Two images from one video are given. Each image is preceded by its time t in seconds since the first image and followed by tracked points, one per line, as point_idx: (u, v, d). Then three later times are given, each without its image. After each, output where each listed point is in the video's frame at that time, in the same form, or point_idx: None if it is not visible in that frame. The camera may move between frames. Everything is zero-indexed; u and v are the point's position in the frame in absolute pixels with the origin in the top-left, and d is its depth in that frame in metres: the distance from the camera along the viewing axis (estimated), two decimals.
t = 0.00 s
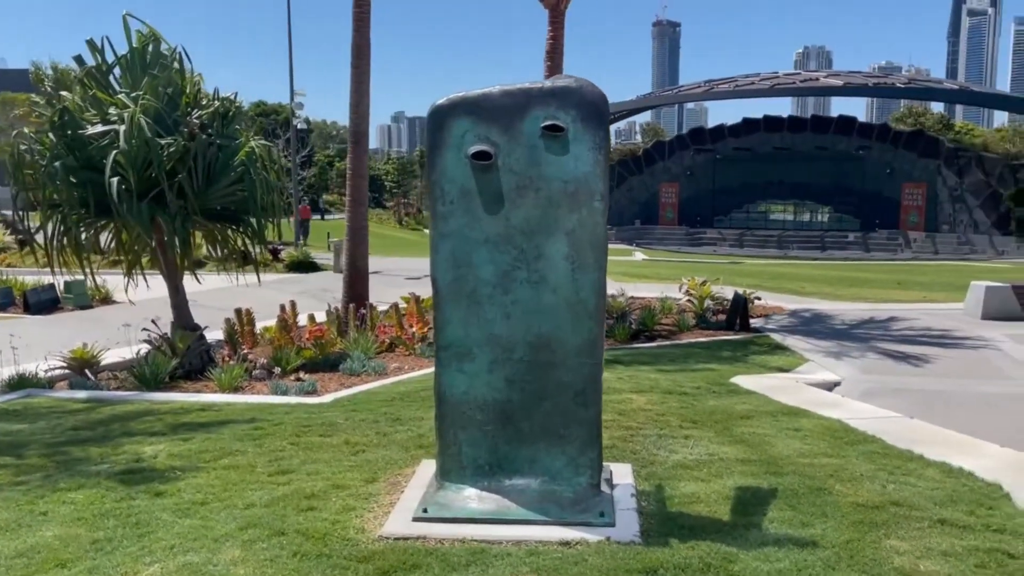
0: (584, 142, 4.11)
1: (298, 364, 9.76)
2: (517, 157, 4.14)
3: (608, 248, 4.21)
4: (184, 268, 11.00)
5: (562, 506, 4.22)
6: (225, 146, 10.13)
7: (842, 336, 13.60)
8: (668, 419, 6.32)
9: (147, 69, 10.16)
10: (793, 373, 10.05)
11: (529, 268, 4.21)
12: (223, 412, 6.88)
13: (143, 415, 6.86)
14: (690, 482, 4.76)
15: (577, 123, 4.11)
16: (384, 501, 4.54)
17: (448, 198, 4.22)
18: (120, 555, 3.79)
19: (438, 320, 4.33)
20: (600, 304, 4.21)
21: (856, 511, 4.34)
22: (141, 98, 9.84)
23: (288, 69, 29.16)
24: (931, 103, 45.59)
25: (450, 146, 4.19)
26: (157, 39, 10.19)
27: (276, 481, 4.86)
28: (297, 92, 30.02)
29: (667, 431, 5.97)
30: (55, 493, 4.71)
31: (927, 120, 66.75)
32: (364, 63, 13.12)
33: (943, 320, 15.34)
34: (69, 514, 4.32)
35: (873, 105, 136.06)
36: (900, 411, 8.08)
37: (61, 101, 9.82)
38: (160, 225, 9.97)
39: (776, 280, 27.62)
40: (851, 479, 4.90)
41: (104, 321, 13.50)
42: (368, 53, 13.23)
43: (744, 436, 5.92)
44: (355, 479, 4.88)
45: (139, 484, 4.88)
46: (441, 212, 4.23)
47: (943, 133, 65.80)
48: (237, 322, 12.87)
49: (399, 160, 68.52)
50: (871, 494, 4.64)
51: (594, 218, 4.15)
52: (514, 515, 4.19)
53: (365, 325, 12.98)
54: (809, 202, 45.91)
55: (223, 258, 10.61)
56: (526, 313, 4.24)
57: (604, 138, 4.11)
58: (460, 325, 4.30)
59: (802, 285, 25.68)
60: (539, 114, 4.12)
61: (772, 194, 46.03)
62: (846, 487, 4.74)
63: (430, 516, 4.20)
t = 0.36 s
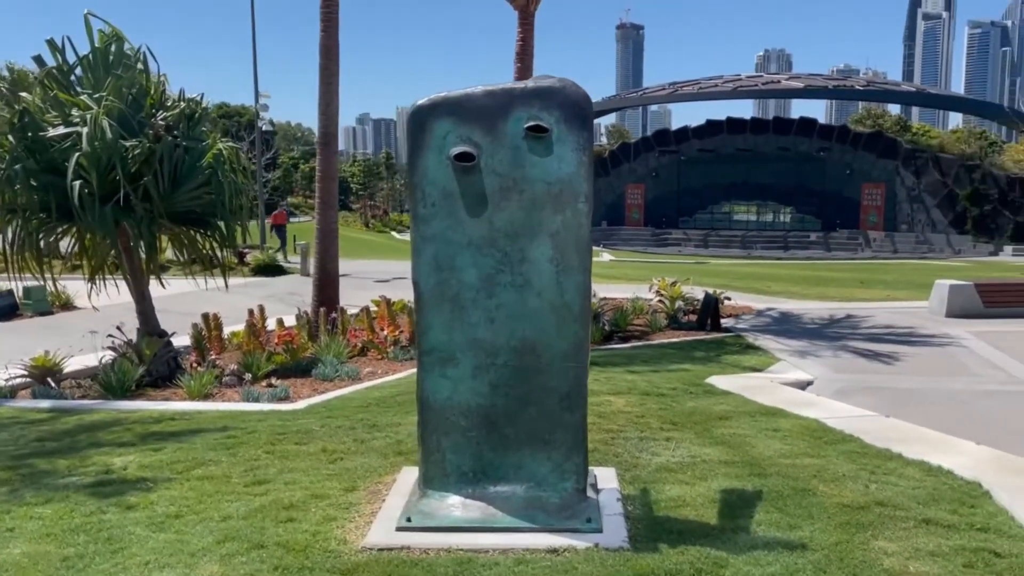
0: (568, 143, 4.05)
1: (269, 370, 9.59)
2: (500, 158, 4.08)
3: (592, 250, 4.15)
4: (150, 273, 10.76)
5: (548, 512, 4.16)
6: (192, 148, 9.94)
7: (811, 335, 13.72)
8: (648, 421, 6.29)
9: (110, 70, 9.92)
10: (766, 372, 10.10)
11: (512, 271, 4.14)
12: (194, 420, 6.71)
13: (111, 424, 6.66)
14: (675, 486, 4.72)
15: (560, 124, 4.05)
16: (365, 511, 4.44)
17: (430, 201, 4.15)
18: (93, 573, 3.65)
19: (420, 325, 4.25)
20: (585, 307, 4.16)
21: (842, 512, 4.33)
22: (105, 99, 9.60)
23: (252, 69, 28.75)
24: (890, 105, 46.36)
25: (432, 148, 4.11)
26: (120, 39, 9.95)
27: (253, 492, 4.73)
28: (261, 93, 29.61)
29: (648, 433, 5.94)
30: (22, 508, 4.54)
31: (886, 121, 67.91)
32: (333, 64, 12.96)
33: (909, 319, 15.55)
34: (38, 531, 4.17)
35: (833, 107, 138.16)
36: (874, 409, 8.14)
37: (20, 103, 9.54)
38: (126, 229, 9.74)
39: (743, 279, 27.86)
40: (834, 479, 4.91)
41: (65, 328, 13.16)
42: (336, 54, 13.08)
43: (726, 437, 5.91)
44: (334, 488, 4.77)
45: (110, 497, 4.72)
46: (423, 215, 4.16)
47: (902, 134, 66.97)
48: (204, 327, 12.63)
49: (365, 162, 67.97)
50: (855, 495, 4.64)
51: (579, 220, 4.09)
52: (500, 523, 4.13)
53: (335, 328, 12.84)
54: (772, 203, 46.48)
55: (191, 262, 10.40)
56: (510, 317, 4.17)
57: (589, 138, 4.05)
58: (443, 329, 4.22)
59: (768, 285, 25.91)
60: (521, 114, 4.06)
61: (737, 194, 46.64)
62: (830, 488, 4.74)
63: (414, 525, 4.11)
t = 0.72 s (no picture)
0: (553, 144, 4.05)
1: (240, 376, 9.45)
2: (484, 160, 4.07)
3: (576, 252, 4.15)
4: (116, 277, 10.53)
5: (534, 516, 4.14)
6: (159, 150, 9.76)
7: (780, 335, 13.87)
8: (628, 423, 6.31)
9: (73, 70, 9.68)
10: (739, 373, 10.17)
11: (497, 273, 4.13)
12: (167, 426, 6.57)
13: (80, 432, 6.49)
14: (659, 487, 4.72)
15: (545, 124, 4.05)
16: (348, 517, 4.38)
17: (413, 203, 4.12)
18: None
19: (404, 328, 4.21)
20: (569, 309, 4.16)
21: (825, 511, 4.35)
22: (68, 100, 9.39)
23: (215, 70, 28.38)
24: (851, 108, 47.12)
25: (415, 149, 4.08)
26: (84, 38, 9.74)
27: (231, 500, 4.63)
28: (224, 94, 29.24)
29: (629, 435, 5.95)
30: None
31: (846, 124, 69.06)
32: (302, 64, 12.84)
33: (875, 318, 15.78)
34: (9, 543, 4.04)
35: (794, 110, 140.10)
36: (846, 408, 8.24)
37: None
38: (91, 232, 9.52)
39: (709, 280, 28.10)
40: (815, 478, 4.94)
41: (26, 333, 12.85)
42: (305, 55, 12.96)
43: (705, 438, 5.93)
44: (315, 495, 4.70)
45: (82, 506, 4.60)
46: (406, 216, 4.12)
47: (861, 137, 68.12)
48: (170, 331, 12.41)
49: (329, 164, 67.39)
50: (836, 493, 4.66)
51: (564, 221, 4.09)
52: (486, 526, 4.10)
53: (305, 333, 12.72)
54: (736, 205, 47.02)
55: (158, 266, 10.21)
56: (494, 320, 4.16)
57: (573, 140, 4.06)
58: (427, 332, 4.19)
59: (734, 285, 26.17)
60: (506, 115, 4.05)
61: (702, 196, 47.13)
62: (812, 486, 4.76)
63: (399, 531, 4.06)
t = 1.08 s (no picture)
0: (548, 144, 4.13)
1: (220, 377, 9.40)
2: (482, 160, 4.13)
3: (571, 251, 4.23)
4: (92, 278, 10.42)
5: (530, 511, 4.20)
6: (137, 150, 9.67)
7: (756, 333, 14.06)
8: (615, 420, 6.40)
9: (50, 70, 9.58)
10: (718, 370, 10.31)
11: (494, 272, 4.20)
12: (152, 428, 6.53)
13: (64, 434, 6.44)
14: (651, 482, 4.80)
15: (541, 126, 4.13)
16: (344, 515, 4.41)
17: (410, 202, 4.16)
18: None
19: (401, 327, 4.26)
20: (565, 307, 4.24)
21: (815, 503, 4.43)
22: (44, 99, 9.27)
23: (186, 69, 28.09)
24: (818, 109, 47.77)
25: (412, 148, 4.13)
26: (60, 36, 9.62)
27: (224, 500, 4.62)
28: (195, 93, 28.95)
29: (617, 432, 6.04)
30: None
31: (813, 126, 69.97)
32: (280, 64, 12.78)
33: (847, 316, 16.04)
34: (4, 545, 4.01)
35: (760, 112, 141.62)
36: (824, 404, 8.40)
37: None
38: (68, 232, 9.41)
39: (682, 279, 28.34)
40: (801, 472, 5.04)
41: None
42: (283, 54, 12.91)
43: (692, 434, 6.03)
44: (310, 494, 4.71)
45: (74, 507, 4.56)
46: (403, 216, 4.17)
47: (827, 139, 69.04)
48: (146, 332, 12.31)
49: (300, 164, 66.90)
50: (823, 486, 4.76)
51: (559, 220, 4.18)
52: (483, 522, 4.15)
53: (283, 334, 12.67)
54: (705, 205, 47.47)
55: (136, 267, 10.12)
56: (491, 319, 4.22)
57: (569, 141, 4.14)
58: (424, 331, 4.24)
59: (707, 285, 26.43)
60: (503, 116, 4.12)
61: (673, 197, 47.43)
62: (799, 480, 4.86)
63: (398, 528, 4.10)
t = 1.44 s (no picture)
0: (548, 149, 4.22)
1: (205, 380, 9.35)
2: (482, 164, 4.21)
3: (570, 254, 4.32)
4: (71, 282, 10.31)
5: (531, 510, 4.28)
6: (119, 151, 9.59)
7: (733, 334, 14.26)
8: (605, 420, 6.50)
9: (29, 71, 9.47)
10: (699, 370, 10.46)
11: (494, 275, 4.27)
12: (142, 432, 6.52)
13: (52, 438, 6.40)
14: (646, 480, 4.90)
15: (540, 131, 4.22)
16: (346, 516, 4.45)
17: (411, 206, 4.23)
18: None
19: (401, 329, 4.32)
20: (563, 309, 4.33)
21: (806, 499, 4.55)
22: (23, 100, 9.17)
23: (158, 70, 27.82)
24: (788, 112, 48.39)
25: (413, 153, 4.20)
26: (39, 38, 9.52)
27: (225, 502, 4.65)
28: (167, 94, 28.69)
29: (607, 432, 6.14)
30: None
31: (782, 128, 70.82)
32: (259, 66, 12.73)
33: (820, 317, 16.31)
34: (6, 549, 4.01)
35: (730, 114, 142.98)
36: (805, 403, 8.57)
37: None
38: (49, 236, 9.31)
39: (657, 281, 28.58)
40: (791, 468, 5.17)
41: None
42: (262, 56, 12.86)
43: (682, 433, 6.14)
44: (309, 495, 4.75)
45: (73, 511, 4.56)
46: (404, 220, 4.23)
47: (796, 141, 69.90)
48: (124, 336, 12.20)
49: (272, 166, 66.40)
50: (812, 481, 4.88)
51: (559, 224, 4.26)
52: (485, 521, 4.21)
53: (264, 337, 12.64)
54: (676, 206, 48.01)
55: (116, 269, 10.03)
56: (491, 321, 4.30)
57: (567, 145, 4.23)
58: (425, 333, 4.30)
59: (681, 286, 26.68)
60: (503, 121, 4.21)
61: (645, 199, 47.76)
62: (789, 476, 4.98)
63: (401, 528, 4.15)
